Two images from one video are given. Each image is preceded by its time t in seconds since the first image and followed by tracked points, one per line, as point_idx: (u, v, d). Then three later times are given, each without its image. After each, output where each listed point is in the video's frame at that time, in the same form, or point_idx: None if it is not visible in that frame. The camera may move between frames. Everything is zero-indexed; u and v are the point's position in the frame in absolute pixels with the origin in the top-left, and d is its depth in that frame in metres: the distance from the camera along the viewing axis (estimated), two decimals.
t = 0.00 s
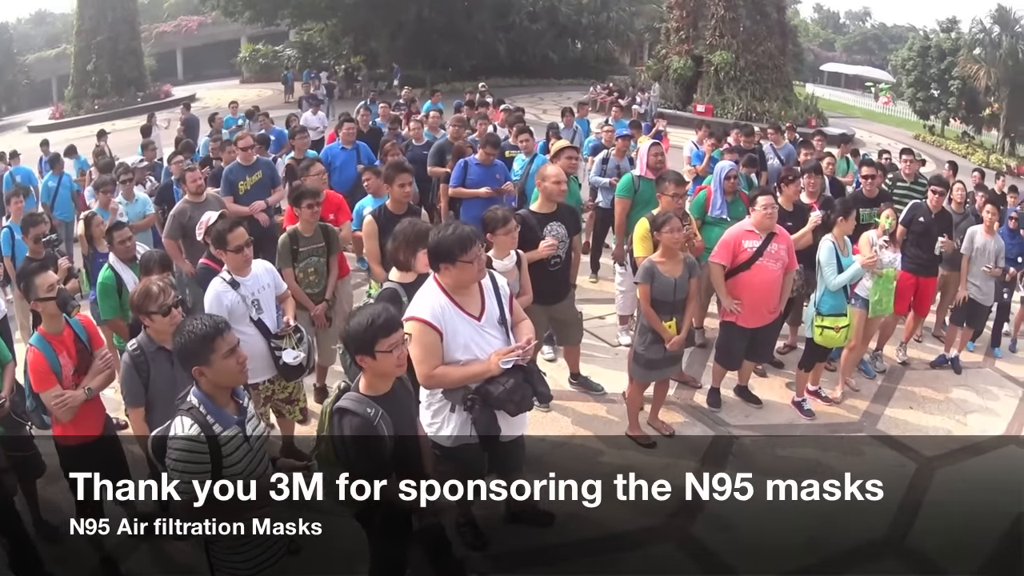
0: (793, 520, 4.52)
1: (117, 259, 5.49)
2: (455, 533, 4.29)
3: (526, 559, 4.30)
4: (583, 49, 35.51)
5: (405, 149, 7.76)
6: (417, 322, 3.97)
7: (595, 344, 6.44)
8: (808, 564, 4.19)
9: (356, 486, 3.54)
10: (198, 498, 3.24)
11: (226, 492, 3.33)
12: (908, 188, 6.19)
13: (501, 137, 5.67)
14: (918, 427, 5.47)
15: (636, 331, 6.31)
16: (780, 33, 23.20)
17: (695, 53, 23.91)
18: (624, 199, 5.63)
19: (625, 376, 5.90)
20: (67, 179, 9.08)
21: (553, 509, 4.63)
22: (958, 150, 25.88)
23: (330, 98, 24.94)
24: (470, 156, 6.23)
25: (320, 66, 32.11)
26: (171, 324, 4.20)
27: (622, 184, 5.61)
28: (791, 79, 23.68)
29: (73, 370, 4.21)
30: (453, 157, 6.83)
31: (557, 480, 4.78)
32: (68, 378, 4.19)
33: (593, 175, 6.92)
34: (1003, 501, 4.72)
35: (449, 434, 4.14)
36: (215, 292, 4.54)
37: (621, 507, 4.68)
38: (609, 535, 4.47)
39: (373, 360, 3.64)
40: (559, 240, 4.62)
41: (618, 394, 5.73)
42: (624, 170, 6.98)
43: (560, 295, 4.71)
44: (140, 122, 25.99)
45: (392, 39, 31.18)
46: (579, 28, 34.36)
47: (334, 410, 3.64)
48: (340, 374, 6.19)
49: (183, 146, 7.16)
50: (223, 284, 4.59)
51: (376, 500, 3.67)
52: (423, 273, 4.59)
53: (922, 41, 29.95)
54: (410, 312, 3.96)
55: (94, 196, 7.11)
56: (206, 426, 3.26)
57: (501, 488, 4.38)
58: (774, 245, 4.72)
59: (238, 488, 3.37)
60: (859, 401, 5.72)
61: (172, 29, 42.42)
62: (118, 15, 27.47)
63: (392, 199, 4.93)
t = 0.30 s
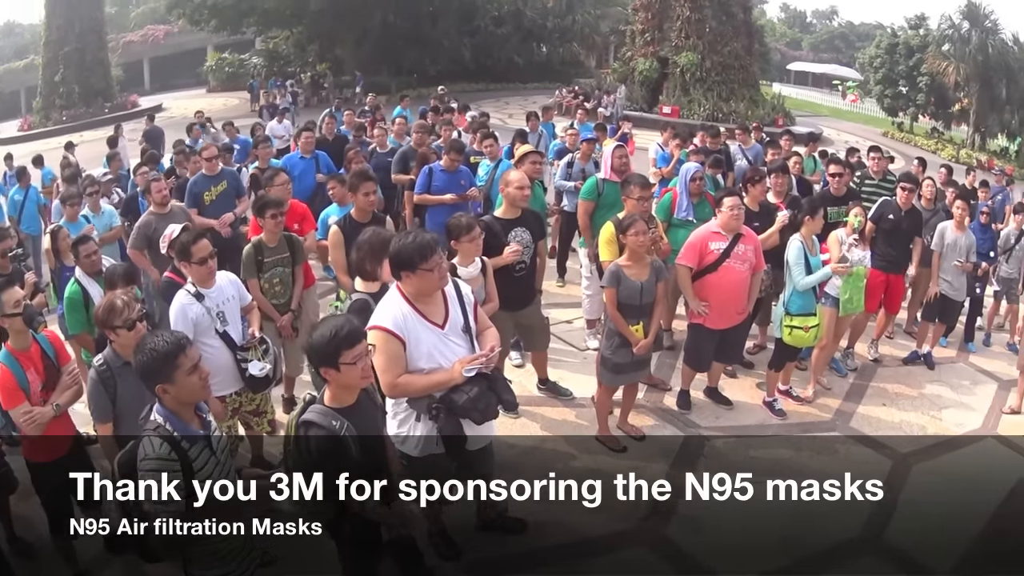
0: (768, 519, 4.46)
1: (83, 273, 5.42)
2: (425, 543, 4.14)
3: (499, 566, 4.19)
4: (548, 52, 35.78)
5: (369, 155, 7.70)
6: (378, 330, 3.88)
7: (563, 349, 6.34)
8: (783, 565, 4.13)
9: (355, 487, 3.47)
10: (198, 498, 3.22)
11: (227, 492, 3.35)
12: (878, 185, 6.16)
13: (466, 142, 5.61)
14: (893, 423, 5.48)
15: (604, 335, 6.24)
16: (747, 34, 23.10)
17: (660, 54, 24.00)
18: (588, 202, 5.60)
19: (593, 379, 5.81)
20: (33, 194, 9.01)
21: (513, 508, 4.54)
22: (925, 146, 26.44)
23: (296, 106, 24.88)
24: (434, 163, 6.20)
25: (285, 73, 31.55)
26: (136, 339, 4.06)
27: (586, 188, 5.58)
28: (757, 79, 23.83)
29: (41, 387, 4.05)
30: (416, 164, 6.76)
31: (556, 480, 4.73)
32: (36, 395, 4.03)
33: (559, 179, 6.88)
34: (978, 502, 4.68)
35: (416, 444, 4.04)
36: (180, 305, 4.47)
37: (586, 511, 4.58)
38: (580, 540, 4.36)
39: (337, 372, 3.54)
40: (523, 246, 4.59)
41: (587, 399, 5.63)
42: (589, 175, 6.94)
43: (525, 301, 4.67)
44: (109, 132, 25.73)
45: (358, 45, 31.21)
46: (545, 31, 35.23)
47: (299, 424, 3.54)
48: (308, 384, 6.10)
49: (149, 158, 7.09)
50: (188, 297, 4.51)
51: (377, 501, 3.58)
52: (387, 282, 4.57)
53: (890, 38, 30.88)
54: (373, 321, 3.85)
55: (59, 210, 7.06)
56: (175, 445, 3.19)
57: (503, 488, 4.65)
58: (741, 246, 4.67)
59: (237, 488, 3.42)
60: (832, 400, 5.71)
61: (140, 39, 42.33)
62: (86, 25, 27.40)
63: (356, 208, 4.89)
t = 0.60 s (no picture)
0: (744, 519, 4.41)
1: (52, 282, 5.33)
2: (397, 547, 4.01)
3: (472, 570, 4.08)
4: (516, 53, 36.29)
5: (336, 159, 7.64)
6: (342, 335, 3.79)
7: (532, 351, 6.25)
8: (761, 564, 4.09)
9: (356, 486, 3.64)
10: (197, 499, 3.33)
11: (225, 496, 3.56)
12: (847, 182, 6.17)
13: (433, 145, 5.56)
14: (867, 419, 5.47)
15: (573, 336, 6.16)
16: (714, 32, 23.45)
17: (628, 54, 24.04)
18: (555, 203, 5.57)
19: (563, 380, 5.69)
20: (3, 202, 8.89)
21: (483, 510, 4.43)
22: (897, 143, 26.78)
23: (264, 111, 24.73)
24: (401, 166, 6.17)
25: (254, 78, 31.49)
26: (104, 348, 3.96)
27: (552, 189, 5.55)
28: (726, 78, 23.96)
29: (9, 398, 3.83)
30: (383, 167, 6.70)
31: (556, 480, 4.65)
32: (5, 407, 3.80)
33: (526, 180, 6.86)
34: (952, 500, 4.64)
35: (381, 449, 3.96)
36: (146, 313, 4.43)
37: (562, 514, 4.48)
38: (553, 543, 4.26)
39: (303, 379, 3.47)
40: (490, 249, 4.56)
41: (557, 400, 5.51)
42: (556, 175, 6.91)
43: (492, 303, 4.64)
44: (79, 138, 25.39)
45: (325, 48, 31.06)
46: (514, 32, 35.72)
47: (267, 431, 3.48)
48: (278, 390, 6.02)
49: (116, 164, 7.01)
50: (154, 305, 4.47)
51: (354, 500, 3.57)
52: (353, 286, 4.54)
53: (860, 35, 31.40)
54: (337, 327, 3.76)
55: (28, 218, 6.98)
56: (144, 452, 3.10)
57: (501, 488, 4.60)
58: (709, 245, 4.64)
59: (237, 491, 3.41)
60: (804, 397, 5.70)
61: (108, 45, 41.72)
62: (56, 32, 27.28)
63: (323, 213, 4.87)
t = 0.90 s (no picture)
0: (724, 518, 4.36)
1: (26, 295, 5.27)
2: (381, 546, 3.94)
3: None
4: (489, 53, 36.97)
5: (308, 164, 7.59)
6: (312, 342, 3.72)
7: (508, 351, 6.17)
8: (746, 558, 4.07)
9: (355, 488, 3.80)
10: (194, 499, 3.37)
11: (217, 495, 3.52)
12: (822, 174, 6.18)
13: (405, 147, 5.53)
14: (849, 411, 5.47)
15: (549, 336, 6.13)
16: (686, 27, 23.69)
17: (601, 52, 24.05)
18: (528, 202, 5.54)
19: (541, 380, 5.62)
20: None
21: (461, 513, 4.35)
22: (873, 134, 27.03)
23: (239, 117, 24.63)
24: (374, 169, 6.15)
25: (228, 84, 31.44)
26: (77, 361, 3.91)
27: (526, 188, 5.53)
28: (700, 73, 24.07)
29: None
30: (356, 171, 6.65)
31: (556, 480, 4.59)
32: None
33: (499, 180, 6.83)
34: (933, 499, 4.55)
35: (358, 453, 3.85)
36: (120, 323, 4.39)
37: (544, 515, 4.41)
38: (534, 544, 4.19)
39: (274, 388, 3.40)
40: (464, 251, 4.53)
41: (536, 401, 5.42)
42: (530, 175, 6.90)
43: (467, 306, 4.61)
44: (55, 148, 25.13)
45: (298, 52, 30.81)
46: (486, 33, 36.25)
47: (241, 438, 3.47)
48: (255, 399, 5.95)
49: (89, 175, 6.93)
50: (129, 315, 4.43)
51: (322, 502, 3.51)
52: (327, 292, 4.55)
53: (833, 27, 32.36)
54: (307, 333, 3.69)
55: None
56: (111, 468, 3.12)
57: (501, 488, 4.56)
58: (684, 241, 4.61)
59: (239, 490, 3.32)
60: (784, 391, 5.68)
61: (83, 54, 40.90)
62: (30, 42, 27.14)
63: (293, 219, 4.87)
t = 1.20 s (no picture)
0: (704, 518, 4.33)
1: None
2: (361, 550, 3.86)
3: None
4: (459, 56, 37.49)
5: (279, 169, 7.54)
6: (281, 350, 3.66)
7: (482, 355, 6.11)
8: (729, 555, 4.07)
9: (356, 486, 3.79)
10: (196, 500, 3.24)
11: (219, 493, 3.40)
12: (796, 171, 6.18)
13: (377, 152, 5.50)
14: (827, 407, 5.48)
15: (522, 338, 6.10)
16: (659, 27, 23.51)
17: (573, 52, 23.97)
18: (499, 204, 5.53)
19: (516, 383, 5.56)
20: None
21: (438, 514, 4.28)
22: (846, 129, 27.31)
23: (214, 123, 24.45)
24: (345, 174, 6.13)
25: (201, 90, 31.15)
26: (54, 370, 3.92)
27: (497, 190, 5.51)
28: (673, 73, 24.20)
29: None
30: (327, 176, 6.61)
31: (557, 480, 4.55)
32: None
33: (471, 183, 6.82)
34: (910, 498, 4.52)
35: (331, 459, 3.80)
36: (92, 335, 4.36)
37: (528, 517, 4.35)
38: (518, 546, 4.12)
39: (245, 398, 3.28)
40: (435, 254, 4.53)
41: (510, 404, 5.36)
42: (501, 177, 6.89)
43: (439, 310, 4.61)
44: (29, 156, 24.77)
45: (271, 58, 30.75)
46: (457, 36, 36.56)
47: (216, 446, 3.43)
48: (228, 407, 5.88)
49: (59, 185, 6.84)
50: (101, 325, 4.39)
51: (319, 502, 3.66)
52: (298, 299, 4.55)
53: (807, 23, 31.98)
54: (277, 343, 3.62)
55: None
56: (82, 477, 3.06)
57: (501, 488, 4.51)
58: (657, 241, 4.59)
59: (236, 488, 3.21)
60: (761, 388, 5.69)
61: (56, 62, 40.16)
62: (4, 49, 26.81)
63: (261, 226, 4.90)
